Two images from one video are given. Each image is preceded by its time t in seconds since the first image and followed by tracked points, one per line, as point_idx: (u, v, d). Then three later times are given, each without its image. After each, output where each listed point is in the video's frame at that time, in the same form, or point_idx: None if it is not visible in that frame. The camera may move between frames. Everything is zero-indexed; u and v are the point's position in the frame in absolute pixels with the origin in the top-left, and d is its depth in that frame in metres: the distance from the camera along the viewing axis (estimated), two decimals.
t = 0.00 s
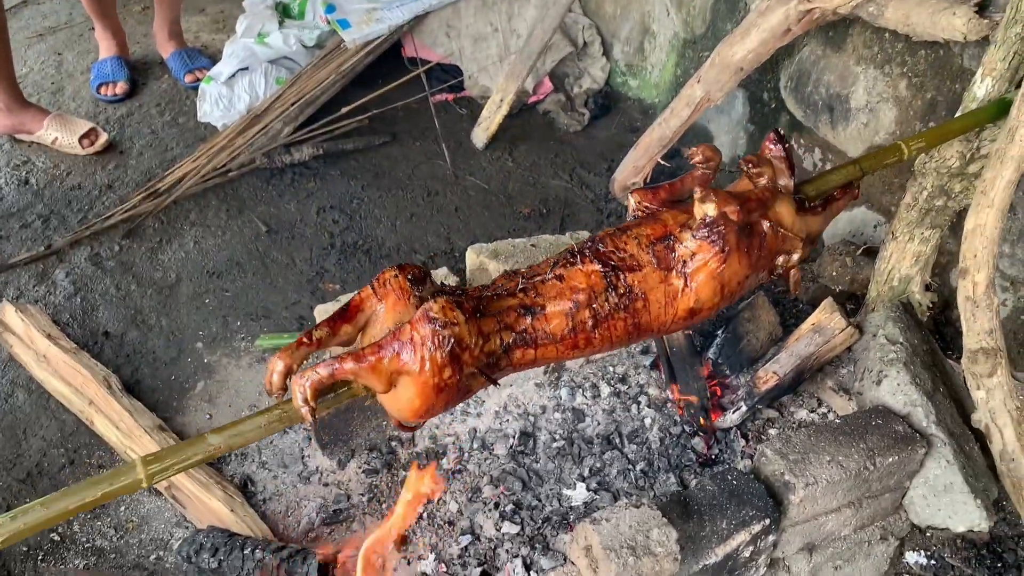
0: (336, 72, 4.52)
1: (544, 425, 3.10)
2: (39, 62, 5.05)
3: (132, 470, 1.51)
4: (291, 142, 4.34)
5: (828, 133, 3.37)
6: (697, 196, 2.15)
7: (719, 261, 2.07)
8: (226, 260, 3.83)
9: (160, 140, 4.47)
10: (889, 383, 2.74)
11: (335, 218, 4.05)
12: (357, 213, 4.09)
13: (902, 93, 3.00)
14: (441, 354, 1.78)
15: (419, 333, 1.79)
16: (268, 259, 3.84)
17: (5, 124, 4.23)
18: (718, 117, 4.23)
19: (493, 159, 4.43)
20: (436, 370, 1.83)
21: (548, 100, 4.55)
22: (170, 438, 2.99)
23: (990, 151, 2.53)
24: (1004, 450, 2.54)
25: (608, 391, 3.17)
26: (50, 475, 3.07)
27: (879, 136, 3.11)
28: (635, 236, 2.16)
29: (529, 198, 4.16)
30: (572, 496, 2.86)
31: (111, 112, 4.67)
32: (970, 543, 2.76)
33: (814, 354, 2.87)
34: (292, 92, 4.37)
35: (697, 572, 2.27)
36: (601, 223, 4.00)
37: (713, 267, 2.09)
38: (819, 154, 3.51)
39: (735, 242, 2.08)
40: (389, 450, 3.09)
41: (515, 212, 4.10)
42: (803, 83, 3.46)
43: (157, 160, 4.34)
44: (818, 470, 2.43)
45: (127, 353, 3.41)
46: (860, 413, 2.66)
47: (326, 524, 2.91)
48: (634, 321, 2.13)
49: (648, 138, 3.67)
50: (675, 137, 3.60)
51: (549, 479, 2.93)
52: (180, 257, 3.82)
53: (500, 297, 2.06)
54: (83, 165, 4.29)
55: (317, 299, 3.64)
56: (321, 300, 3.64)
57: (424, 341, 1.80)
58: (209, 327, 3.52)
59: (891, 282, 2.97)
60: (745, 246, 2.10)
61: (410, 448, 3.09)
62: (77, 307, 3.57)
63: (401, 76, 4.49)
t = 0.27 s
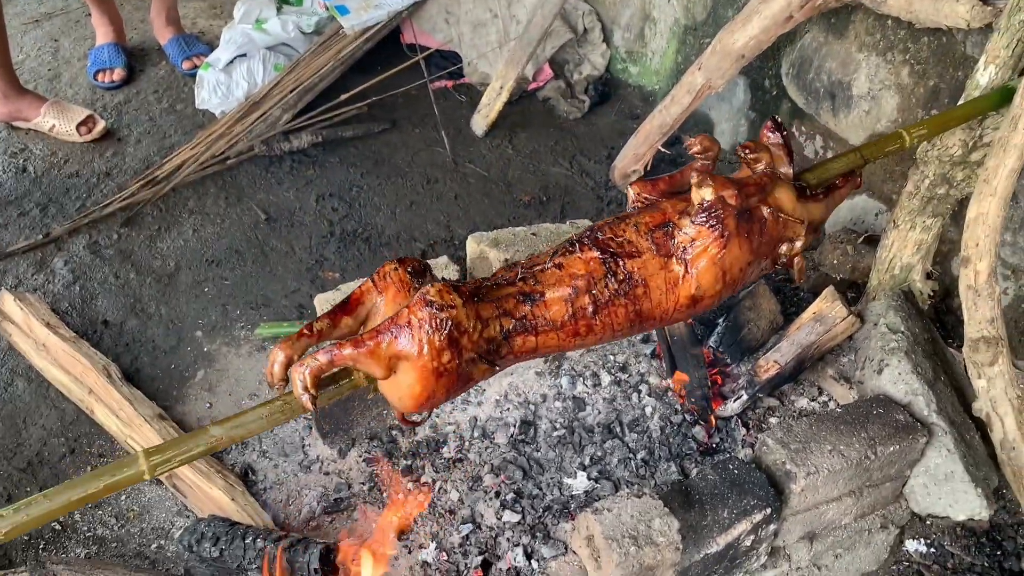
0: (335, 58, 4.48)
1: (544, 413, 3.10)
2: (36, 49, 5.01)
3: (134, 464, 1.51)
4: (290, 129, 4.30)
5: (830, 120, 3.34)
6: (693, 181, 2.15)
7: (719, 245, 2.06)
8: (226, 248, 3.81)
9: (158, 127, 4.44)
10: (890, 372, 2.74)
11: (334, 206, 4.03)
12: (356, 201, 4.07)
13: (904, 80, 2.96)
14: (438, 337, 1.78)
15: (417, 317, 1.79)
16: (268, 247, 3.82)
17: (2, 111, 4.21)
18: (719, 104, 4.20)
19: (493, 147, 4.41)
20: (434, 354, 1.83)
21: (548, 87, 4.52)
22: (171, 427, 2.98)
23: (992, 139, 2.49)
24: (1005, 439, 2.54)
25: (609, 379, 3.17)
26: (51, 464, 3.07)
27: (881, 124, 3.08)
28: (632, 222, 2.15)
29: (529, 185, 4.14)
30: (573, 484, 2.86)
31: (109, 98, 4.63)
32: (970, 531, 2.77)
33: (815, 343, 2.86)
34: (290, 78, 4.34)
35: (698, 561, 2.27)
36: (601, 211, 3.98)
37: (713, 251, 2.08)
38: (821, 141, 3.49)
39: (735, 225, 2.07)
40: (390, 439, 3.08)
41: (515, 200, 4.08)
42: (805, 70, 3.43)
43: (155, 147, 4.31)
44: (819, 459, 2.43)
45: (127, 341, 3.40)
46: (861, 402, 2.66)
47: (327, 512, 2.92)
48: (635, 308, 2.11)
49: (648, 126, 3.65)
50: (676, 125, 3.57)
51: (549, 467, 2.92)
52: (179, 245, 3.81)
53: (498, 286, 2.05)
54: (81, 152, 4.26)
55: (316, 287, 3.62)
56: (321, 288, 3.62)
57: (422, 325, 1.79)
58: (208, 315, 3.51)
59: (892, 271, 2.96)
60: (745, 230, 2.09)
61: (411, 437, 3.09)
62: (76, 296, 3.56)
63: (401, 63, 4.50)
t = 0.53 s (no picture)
0: (332, 48, 4.45)
1: (545, 402, 3.10)
2: (33, 40, 4.98)
3: (140, 463, 1.54)
4: (288, 119, 4.28)
5: (830, 106, 3.31)
6: (682, 170, 2.21)
7: (714, 224, 2.07)
8: (225, 239, 3.80)
9: (156, 117, 4.43)
10: (891, 359, 2.74)
11: (334, 196, 4.02)
12: (356, 190, 4.06)
13: (905, 66, 2.93)
14: (431, 313, 1.79)
15: (410, 295, 1.82)
16: (267, 238, 3.81)
17: None
18: (719, 90, 4.18)
19: (492, 136, 4.39)
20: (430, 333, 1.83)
21: (548, 75, 4.50)
22: (172, 418, 2.98)
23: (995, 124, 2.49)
24: (1007, 425, 2.53)
25: (610, 367, 3.19)
26: (53, 455, 3.06)
27: (881, 110, 3.05)
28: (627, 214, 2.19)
29: (529, 174, 4.12)
30: (574, 473, 2.86)
31: (107, 89, 4.61)
32: (971, 517, 2.76)
33: (816, 331, 2.86)
34: (288, 67, 4.31)
35: (700, 548, 2.27)
36: (601, 199, 3.96)
37: (709, 231, 2.08)
38: (821, 128, 3.46)
39: (729, 205, 2.09)
40: (391, 428, 3.10)
41: (515, 188, 4.06)
42: (805, 56, 3.40)
43: (154, 138, 4.29)
44: (821, 446, 2.43)
45: (127, 332, 3.39)
46: (863, 388, 2.65)
47: (328, 502, 2.90)
48: (636, 293, 2.09)
49: (648, 114, 3.63)
50: (676, 112, 3.55)
51: (550, 456, 2.92)
52: (178, 236, 3.80)
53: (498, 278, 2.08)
54: (79, 144, 4.24)
55: (316, 278, 3.62)
56: (321, 278, 3.61)
57: (415, 304, 1.82)
58: (208, 306, 3.50)
59: (893, 257, 2.95)
60: (741, 210, 2.10)
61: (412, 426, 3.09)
62: (75, 287, 3.55)
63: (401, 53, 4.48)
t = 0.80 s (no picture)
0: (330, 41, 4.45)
1: (546, 393, 3.10)
2: (31, 34, 4.97)
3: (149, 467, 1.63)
4: (287, 112, 4.29)
5: (831, 95, 3.29)
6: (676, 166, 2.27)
7: (710, 209, 2.08)
8: (225, 232, 3.79)
9: (154, 111, 4.41)
10: (893, 348, 2.73)
11: (333, 188, 4.01)
12: (355, 182, 4.05)
13: (906, 54, 2.90)
14: (424, 298, 1.84)
15: (405, 285, 1.88)
16: (267, 231, 3.80)
17: None
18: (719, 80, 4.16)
19: (492, 127, 4.38)
20: (427, 319, 1.86)
21: (547, 66, 4.50)
22: (172, 410, 2.97)
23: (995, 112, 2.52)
24: (1009, 413, 2.53)
25: (611, 359, 3.19)
26: (54, 450, 3.06)
27: (882, 99, 3.02)
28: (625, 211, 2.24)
29: (529, 165, 4.11)
30: (576, 464, 2.86)
31: (104, 83, 4.59)
32: (973, 505, 2.76)
33: (817, 321, 2.85)
34: (286, 60, 4.28)
35: (702, 539, 2.27)
36: (602, 190, 3.94)
37: (705, 215, 2.09)
38: (822, 117, 3.44)
39: (723, 189, 2.11)
40: (393, 421, 3.12)
41: (515, 179, 4.05)
42: (805, 44, 3.37)
43: (153, 131, 4.28)
44: (824, 436, 2.42)
45: (127, 326, 3.39)
46: (865, 377, 2.65)
47: (330, 495, 2.90)
48: (637, 280, 2.08)
49: (648, 104, 3.62)
50: (676, 102, 3.54)
51: (552, 447, 2.92)
52: (178, 230, 3.79)
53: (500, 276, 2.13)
54: (77, 138, 4.23)
55: (317, 270, 3.61)
56: (321, 271, 3.60)
57: (410, 292, 1.87)
58: (209, 300, 3.50)
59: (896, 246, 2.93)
60: (736, 194, 2.12)
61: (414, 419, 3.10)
62: (75, 282, 3.54)
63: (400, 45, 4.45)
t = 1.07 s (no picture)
0: (329, 34, 4.41)
1: (547, 387, 3.09)
2: (29, 28, 4.95)
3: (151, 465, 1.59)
4: (287, 106, 4.28)
5: (831, 87, 3.27)
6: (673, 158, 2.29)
7: (708, 197, 2.09)
8: (224, 226, 3.79)
9: (153, 105, 4.40)
10: (894, 340, 2.72)
11: (333, 182, 4.00)
12: (355, 176, 4.04)
13: (906, 45, 2.87)
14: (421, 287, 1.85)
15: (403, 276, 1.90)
16: (266, 225, 3.80)
17: None
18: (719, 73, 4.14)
19: (491, 121, 4.36)
20: (424, 309, 1.87)
21: (547, 59, 4.48)
22: (173, 405, 2.96)
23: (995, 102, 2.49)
24: (1010, 405, 2.53)
25: (611, 352, 3.18)
26: (54, 445, 3.06)
27: (883, 91, 2.99)
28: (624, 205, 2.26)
29: (529, 159, 4.10)
30: (577, 457, 2.85)
31: (103, 78, 4.58)
32: (975, 498, 2.75)
33: (817, 313, 2.85)
34: (285, 53, 4.25)
35: (703, 532, 2.27)
36: (601, 183, 3.93)
37: (703, 204, 2.10)
38: (823, 109, 3.43)
39: (720, 177, 2.12)
40: (393, 415, 3.12)
41: (515, 173, 4.04)
42: (806, 36, 3.35)
43: (151, 126, 4.27)
44: (825, 428, 2.42)
45: (127, 321, 3.38)
46: (866, 369, 2.64)
47: (331, 489, 2.90)
48: (636, 269, 2.08)
49: (649, 97, 3.61)
50: (675, 95, 3.54)
51: (553, 441, 2.92)
52: (177, 225, 3.78)
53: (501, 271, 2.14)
54: (76, 133, 4.22)
55: (316, 265, 3.60)
56: (321, 265, 3.59)
57: (408, 282, 1.89)
58: (208, 294, 3.49)
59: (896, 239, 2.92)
60: (734, 183, 2.13)
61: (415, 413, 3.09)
62: (75, 277, 3.54)
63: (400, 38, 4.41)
